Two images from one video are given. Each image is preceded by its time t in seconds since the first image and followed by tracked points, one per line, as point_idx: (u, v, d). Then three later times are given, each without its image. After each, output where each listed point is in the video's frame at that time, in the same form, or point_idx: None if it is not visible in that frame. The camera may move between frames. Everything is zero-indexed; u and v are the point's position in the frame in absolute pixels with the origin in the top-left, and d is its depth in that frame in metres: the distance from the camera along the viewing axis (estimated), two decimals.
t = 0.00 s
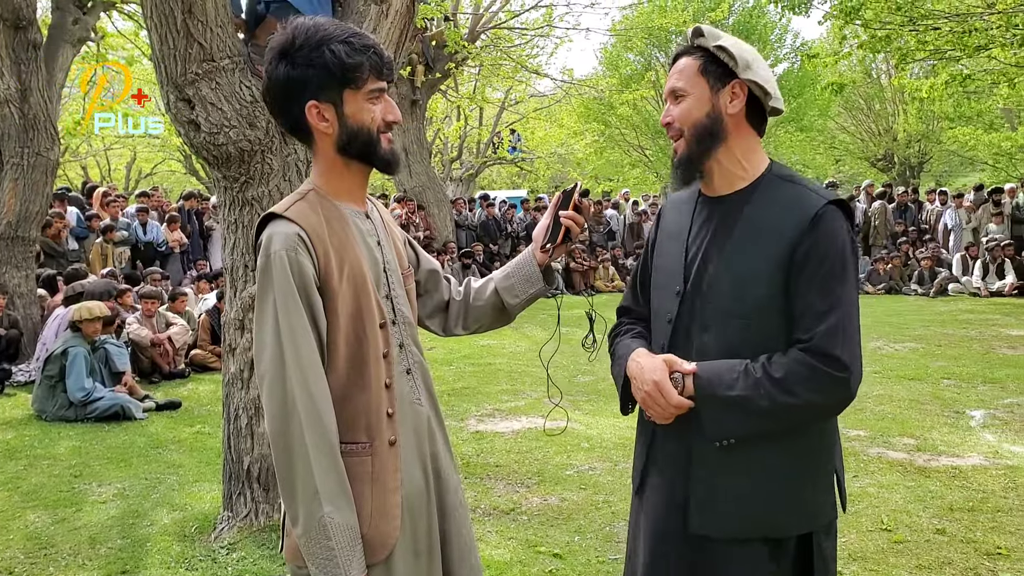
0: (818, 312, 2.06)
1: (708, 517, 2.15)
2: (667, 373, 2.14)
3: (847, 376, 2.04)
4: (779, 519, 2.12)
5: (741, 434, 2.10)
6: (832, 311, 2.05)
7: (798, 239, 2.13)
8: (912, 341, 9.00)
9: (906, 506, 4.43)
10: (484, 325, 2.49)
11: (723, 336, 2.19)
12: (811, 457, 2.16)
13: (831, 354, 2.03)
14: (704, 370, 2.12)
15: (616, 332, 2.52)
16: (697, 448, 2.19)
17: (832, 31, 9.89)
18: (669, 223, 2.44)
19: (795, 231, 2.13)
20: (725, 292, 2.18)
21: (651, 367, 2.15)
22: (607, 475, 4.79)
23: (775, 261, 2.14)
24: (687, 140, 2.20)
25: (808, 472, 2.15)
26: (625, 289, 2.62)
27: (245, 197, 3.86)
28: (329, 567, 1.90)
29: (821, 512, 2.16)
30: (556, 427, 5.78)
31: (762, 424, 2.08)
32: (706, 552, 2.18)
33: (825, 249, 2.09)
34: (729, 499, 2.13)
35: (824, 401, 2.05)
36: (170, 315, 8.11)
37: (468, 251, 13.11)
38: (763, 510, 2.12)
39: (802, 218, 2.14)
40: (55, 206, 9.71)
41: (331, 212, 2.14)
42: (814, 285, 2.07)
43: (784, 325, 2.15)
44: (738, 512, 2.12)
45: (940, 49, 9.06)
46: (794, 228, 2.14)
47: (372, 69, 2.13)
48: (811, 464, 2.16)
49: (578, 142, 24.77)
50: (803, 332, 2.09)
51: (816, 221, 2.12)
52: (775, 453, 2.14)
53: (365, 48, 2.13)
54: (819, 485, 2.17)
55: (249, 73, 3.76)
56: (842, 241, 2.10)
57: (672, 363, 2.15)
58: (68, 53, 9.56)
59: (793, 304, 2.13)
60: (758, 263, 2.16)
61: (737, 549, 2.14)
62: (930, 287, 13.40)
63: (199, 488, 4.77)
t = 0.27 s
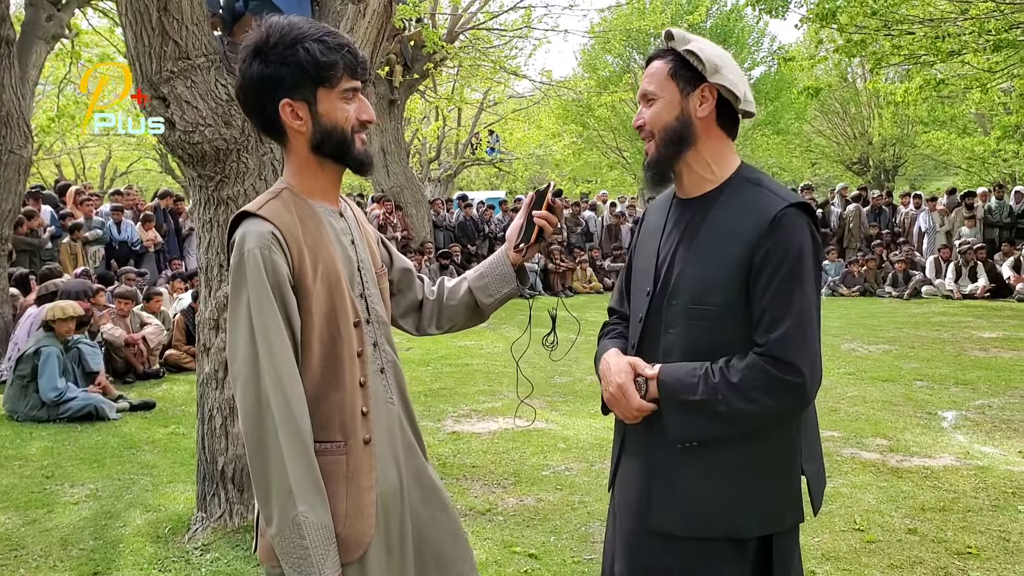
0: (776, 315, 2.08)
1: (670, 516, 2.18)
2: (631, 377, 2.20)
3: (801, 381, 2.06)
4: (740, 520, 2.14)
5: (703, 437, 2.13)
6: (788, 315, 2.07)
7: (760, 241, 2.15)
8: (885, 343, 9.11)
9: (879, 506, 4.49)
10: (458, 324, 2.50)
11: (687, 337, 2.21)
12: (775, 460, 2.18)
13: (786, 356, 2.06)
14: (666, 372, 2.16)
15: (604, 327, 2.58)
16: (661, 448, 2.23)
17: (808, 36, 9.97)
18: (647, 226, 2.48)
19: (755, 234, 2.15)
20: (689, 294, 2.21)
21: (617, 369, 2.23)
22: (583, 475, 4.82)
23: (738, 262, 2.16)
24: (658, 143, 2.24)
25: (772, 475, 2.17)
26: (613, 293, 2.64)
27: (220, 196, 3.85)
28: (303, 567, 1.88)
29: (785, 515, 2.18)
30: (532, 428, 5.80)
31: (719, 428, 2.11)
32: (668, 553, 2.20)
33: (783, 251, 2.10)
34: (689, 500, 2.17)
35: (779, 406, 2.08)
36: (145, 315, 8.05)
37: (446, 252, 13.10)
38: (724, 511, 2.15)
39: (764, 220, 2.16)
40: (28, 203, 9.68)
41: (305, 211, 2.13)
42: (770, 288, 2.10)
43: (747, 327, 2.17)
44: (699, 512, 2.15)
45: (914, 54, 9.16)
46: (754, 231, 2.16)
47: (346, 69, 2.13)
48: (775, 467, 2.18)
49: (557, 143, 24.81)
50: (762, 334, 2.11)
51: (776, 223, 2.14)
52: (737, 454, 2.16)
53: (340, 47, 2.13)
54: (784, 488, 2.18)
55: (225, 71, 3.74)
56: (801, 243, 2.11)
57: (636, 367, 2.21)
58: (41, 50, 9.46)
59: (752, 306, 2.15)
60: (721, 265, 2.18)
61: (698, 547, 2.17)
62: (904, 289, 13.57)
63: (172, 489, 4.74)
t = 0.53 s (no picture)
0: (754, 311, 2.10)
1: (650, 514, 2.19)
2: (610, 375, 2.22)
3: (780, 375, 2.08)
4: (719, 516, 2.16)
5: (686, 434, 2.13)
6: (766, 310, 2.09)
7: (738, 238, 2.16)
8: (868, 343, 9.18)
9: (861, 505, 4.52)
10: (439, 323, 2.50)
11: (666, 335, 2.23)
12: (754, 456, 2.20)
13: (765, 351, 2.07)
14: (646, 371, 2.16)
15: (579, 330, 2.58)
16: (641, 445, 2.24)
17: (792, 37, 10.01)
18: (625, 225, 2.50)
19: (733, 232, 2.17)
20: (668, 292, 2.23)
21: (597, 368, 2.24)
22: (567, 475, 4.83)
23: (718, 259, 2.18)
24: (641, 135, 2.24)
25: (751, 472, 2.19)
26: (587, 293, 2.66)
27: (202, 195, 3.83)
28: (286, 565, 1.88)
29: (763, 511, 2.20)
30: (516, 427, 5.80)
31: (700, 424, 2.11)
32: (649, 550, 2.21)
33: (762, 247, 2.12)
34: (670, 497, 2.18)
35: (760, 401, 2.09)
36: (127, 315, 8.01)
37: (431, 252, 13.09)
38: (704, 508, 2.16)
39: (741, 218, 2.18)
40: (10, 203, 9.63)
41: (287, 209, 2.12)
42: (748, 284, 2.11)
43: (726, 324, 2.19)
44: (679, 509, 2.17)
45: (897, 57, 9.23)
46: (732, 228, 2.18)
47: (329, 68, 2.13)
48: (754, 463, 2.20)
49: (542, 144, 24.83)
50: (740, 330, 2.12)
51: (754, 220, 2.16)
52: (716, 451, 2.18)
53: (322, 45, 2.12)
54: (763, 484, 2.20)
55: (208, 71, 3.73)
56: (779, 239, 2.13)
57: (617, 366, 2.22)
58: (22, 48, 9.39)
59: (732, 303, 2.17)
60: (699, 263, 2.20)
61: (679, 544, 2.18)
62: (887, 289, 13.67)
63: (155, 490, 4.71)
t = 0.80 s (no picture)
0: (757, 307, 2.12)
1: (647, 511, 2.19)
2: (609, 372, 2.21)
3: (786, 369, 2.10)
4: (716, 512, 2.17)
5: (686, 429, 2.14)
6: (771, 306, 2.11)
7: (740, 235, 2.18)
8: (864, 342, 9.20)
9: (857, 502, 4.54)
10: (435, 321, 2.51)
11: (664, 331, 2.23)
12: (752, 451, 2.23)
13: (768, 346, 2.09)
14: (648, 367, 2.16)
15: (565, 330, 2.57)
16: (638, 443, 2.25)
17: (788, 37, 10.03)
18: (618, 223, 2.50)
19: (735, 228, 2.18)
20: (666, 289, 2.23)
21: (595, 365, 2.22)
22: (564, 474, 4.84)
23: (717, 256, 2.19)
24: (637, 136, 2.24)
25: (746, 470, 2.21)
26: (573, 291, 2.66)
27: (199, 194, 3.84)
28: (285, 562, 1.88)
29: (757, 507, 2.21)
30: (513, 427, 5.81)
31: (703, 419, 2.13)
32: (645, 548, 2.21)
33: (765, 243, 2.14)
34: (666, 494, 2.18)
35: (765, 394, 2.10)
36: (124, 315, 8.02)
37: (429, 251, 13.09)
38: (703, 504, 2.17)
39: (743, 215, 2.19)
40: (7, 203, 9.64)
41: (285, 208, 2.12)
42: (752, 280, 2.13)
43: (726, 321, 2.20)
44: (675, 506, 2.17)
45: (892, 56, 9.25)
46: (735, 226, 2.19)
47: (326, 66, 2.13)
48: (749, 461, 2.22)
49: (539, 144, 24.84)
50: (744, 325, 2.14)
51: (756, 217, 2.17)
52: (713, 447, 2.19)
53: (319, 44, 2.13)
54: (757, 482, 2.22)
55: (205, 70, 3.73)
56: (779, 236, 2.16)
57: (615, 362, 2.22)
58: (18, 48, 9.39)
59: (733, 300, 2.18)
60: (699, 260, 2.20)
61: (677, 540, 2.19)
62: (883, 289, 13.69)
63: (152, 489, 4.71)
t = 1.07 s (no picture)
0: (762, 306, 2.13)
1: (651, 512, 2.18)
2: (614, 373, 2.18)
3: (792, 368, 2.11)
4: (721, 511, 2.17)
5: (693, 429, 2.14)
6: (776, 306, 2.12)
7: (743, 235, 2.19)
8: (864, 341, 9.20)
9: (857, 501, 4.54)
10: (434, 321, 2.51)
11: (666, 331, 2.23)
12: (755, 450, 2.24)
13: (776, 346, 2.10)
14: (654, 369, 2.15)
15: (561, 329, 2.56)
16: (640, 443, 2.23)
17: (788, 36, 10.03)
18: (616, 222, 2.50)
19: (738, 228, 2.19)
20: (667, 289, 2.23)
21: (599, 367, 2.20)
22: (564, 473, 4.84)
23: (721, 255, 2.20)
24: (633, 148, 2.25)
25: (750, 468, 2.22)
26: (568, 291, 2.66)
27: (199, 195, 3.83)
28: (291, 562, 1.88)
29: (758, 505, 2.22)
30: (513, 426, 5.81)
31: (709, 420, 2.13)
32: (648, 547, 2.21)
33: (769, 243, 2.15)
34: (670, 494, 2.18)
35: (771, 393, 2.12)
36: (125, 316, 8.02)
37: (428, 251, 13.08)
38: (708, 503, 2.17)
39: (746, 215, 2.20)
40: (7, 204, 9.64)
41: (285, 208, 2.13)
42: (756, 280, 2.14)
43: (728, 321, 2.20)
44: (680, 507, 2.17)
45: (892, 55, 9.26)
46: (737, 225, 2.20)
47: (325, 66, 2.13)
48: (751, 460, 2.22)
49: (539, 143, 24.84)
50: (750, 325, 2.15)
51: (759, 217, 2.18)
52: (716, 446, 2.19)
53: (319, 44, 2.13)
54: (758, 480, 2.23)
55: (204, 71, 3.73)
56: (783, 236, 2.17)
57: (620, 363, 2.20)
58: (18, 49, 9.39)
59: (737, 300, 2.19)
60: (701, 259, 2.21)
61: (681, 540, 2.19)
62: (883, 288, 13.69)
63: (153, 489, 4.71)
